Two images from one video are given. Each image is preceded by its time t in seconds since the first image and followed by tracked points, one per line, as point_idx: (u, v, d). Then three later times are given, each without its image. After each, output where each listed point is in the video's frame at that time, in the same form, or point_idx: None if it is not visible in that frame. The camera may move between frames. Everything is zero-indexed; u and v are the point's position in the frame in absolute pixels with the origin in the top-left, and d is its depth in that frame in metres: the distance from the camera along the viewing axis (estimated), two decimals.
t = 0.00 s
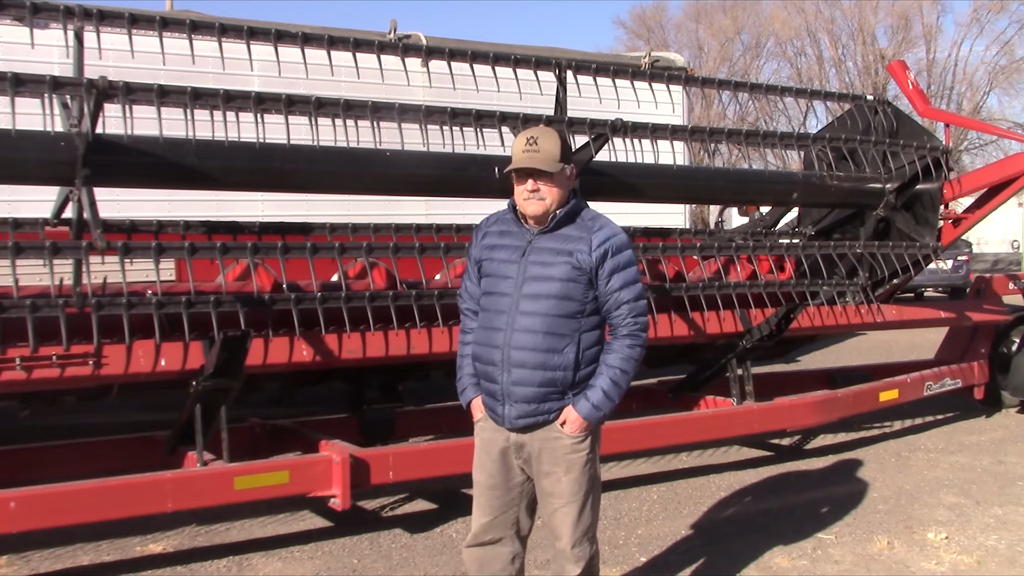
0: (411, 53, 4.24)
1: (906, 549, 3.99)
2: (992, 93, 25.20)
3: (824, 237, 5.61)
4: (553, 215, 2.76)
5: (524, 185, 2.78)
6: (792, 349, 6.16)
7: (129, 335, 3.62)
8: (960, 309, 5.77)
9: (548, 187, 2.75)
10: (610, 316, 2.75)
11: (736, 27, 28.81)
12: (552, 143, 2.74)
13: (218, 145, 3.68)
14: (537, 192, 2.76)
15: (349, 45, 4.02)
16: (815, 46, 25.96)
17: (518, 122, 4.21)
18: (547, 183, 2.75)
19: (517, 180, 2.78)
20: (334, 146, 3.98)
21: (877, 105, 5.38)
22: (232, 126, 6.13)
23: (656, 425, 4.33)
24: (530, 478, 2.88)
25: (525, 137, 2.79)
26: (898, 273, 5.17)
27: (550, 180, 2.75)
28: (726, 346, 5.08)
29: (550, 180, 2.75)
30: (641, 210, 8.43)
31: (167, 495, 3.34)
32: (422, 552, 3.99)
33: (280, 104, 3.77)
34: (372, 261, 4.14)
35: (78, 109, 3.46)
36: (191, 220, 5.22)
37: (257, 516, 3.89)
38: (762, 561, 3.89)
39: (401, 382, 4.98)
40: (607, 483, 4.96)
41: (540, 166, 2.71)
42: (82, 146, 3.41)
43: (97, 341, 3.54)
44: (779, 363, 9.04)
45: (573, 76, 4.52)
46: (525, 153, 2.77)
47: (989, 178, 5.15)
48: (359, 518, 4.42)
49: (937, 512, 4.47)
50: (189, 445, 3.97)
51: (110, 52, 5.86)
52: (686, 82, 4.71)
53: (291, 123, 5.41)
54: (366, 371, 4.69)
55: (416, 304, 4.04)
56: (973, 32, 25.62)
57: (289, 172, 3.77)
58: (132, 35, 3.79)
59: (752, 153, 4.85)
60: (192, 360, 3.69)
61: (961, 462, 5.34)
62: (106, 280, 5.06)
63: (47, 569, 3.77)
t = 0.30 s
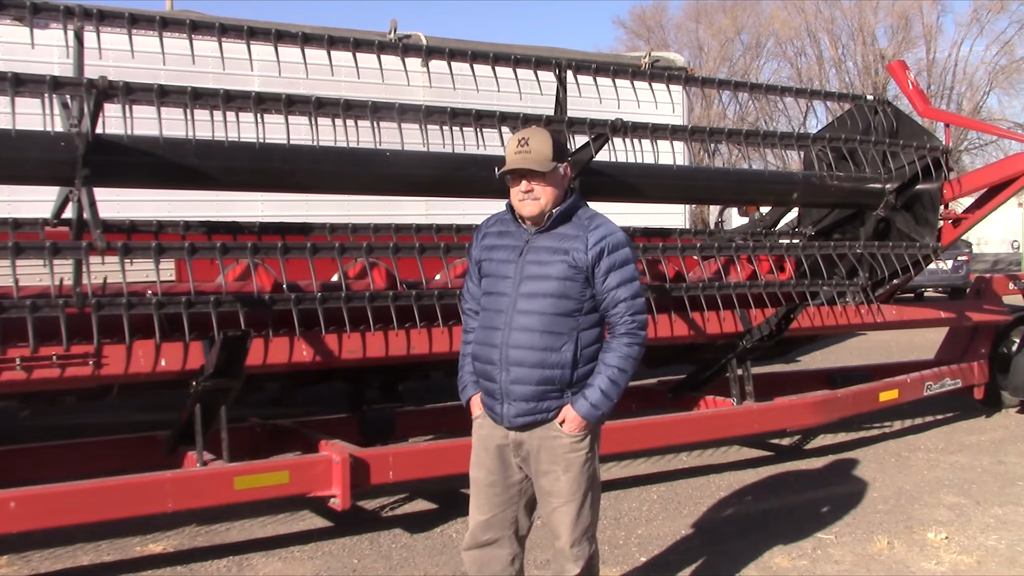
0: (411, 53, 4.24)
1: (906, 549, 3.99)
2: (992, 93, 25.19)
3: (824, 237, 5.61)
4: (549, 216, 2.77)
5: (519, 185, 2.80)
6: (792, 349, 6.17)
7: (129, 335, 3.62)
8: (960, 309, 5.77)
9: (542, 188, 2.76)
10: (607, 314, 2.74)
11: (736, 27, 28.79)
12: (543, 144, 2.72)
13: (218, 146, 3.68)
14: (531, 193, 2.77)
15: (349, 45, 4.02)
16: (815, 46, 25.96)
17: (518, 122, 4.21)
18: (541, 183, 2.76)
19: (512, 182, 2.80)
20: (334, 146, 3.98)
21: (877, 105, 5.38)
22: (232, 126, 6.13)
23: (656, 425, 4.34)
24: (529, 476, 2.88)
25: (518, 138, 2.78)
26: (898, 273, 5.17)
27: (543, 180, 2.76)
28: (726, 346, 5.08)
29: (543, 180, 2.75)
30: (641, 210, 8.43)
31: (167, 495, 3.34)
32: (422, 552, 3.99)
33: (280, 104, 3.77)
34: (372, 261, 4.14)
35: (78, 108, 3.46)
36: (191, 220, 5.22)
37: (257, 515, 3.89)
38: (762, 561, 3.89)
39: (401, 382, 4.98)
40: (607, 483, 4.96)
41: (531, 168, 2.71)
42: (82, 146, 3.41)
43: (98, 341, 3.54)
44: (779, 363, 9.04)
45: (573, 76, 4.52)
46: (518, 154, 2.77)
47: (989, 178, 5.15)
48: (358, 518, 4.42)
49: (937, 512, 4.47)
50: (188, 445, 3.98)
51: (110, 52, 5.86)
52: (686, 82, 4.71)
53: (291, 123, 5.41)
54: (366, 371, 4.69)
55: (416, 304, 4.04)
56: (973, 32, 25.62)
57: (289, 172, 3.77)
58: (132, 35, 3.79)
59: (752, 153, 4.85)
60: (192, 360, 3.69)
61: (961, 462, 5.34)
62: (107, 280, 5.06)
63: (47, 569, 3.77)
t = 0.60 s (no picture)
0: (412, 54, 4.24)
1: (906, 549, 3.98)
2: (992, 93, 25.19)
3: (825, 237, 5.61)
4: (549, 212, 2.76)
5: (516, 184, 2.78)
6: (792, 349, 6.17)
7: (129, 335, 3.62)
8: (960, 309, 5.78)
9: (541, 185, 2.76)
10: (602, 312, 2.75)
11: (736, 27, 28.78)
12: (540, 140, 2.74)
13: (218, 146, 3.68)
14: (529, 191, 2.77)
15: (349, 45, 4.02)
16: (815, 46, 25.96)
17: (518, 122, 4.21)
18: (540, 180, 2.76)
19: (509, 181, 2.78)
20: (334, 146, 3.98)
21: (877, 105, 5.38)
22: (231, 126, 6.13)
23: (656, 425, 4.34)
24: (524, 478, 2.88)
25: (512, 137, 2.77)
26: (897, 273, 5.17)
27: (542, 178, 2.76)
28: (726, 346, 5.08)
29: (541, 178, 2.76)
30: (641, 210, 8.43)
31: (166, 495, 3.34)
32: (422, 552, 3.99)
33: (280, 104, 3.76)
34: (372, 261, 4.13)
35: (78, 109, 3.46)
36: (191, 220, 5.22)
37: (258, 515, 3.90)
38: (762, 561, 3.89)
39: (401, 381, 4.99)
40: (607, 483, 4.96)
41: (532, 164, 2.71)
42: (82, 146, 3.41)
43: (98, 341, 3.54)
44: (779, 363, 9.05)
45: (573, 76, 4.52)
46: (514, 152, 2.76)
47: (989, 179, 5.15)
48: (358, 518, 4.42)
49: (937, 512, 4.47)
50: (188, 445, 3.98)
51: (110, 52, 5.86)
52: (686, 82, 4.71)
53: (291, 123, 5.41)
54: (366, 371, 4.70)
55: (416, 304, 4.05)
56: (973, 32, 25.63)
57: (289, 172, 3.77)
58: (132, 35, 3.79)
59: (752, 153, 4.85)
60: (192, 360, 3.69)
61: (961, 462, 5.34)
62: (106, 280, 5.06)
63: (47, 569, 3.78)
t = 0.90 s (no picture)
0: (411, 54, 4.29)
1: (906, 550, 3.99)
2: (992, 93, 25.20)
3: (825, 237, 5.62)
4: (538, 213, 2.74)
5: (506, 187, 2.80)
6: (792, 349, 6.17)
7: (129, 336, 3.62)
8: (960, 310, 5.80)
9: (530, 184, 2.78)
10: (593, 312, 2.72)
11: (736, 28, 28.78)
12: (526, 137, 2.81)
13: (218, 147, 3.67)
14: (516, 190, 2.79)
15: (349, 46, 4.02)
16: (815, 47, 25.97)
17: (518, 122, 4.21)
18: (528, 179, 2.78)
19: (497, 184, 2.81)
20: (334, 147, 3.98)
21: (877, 107, 5.37)
22: (232, 127, 6.14)
23: (657, 426, 4.34)
24: (517, 476, 2.83)
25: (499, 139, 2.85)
26: (897, 274, 5.18)
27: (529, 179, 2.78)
28: (726, 347, 5.09)
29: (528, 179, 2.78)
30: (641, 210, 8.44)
31: (167, 496, 3.34)
32: (422, 553, 4.00)
33: (280, 105, 3.77)
34: (371, 264, 4.11)
35: (78, 109, 3.45)
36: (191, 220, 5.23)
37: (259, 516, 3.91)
38: (762, 561, 3.89)
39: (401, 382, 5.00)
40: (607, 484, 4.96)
41: (521, 162, 2.77)
42: (82, 147, 3.40)
43: (98, 342, 3.54)
44: (779, 364, 9.06)
45: (573, 77, 4.52)
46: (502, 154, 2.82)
47: (989, 180, 5.15)
48: (359, 519, 4.43)
49: (937, 513, 4.47)
50: (188, 445, 4.00)
51: (110, 52, 5.87)
52: (685, 83, 4.78)
53: (291, 123, 5.42)
54: (366, 372, 4.70)
55: (416, 305, 4.05)
56: (973, 32, 25.63)
57: (289, 173, 3.77)
58: (132, 36, 3.79)
59: (751, 153, 4.81)
60: (193, 361, 3.69)
61: (961, 463, 5.34)
62: (106, 281, 5.06)
63: (47, 569, 3.78)
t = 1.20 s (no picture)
0: (411, 55, 4.37)
1: (905, 552, 3.98)
2: (992, 94, 25.21)
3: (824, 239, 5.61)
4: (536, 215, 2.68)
5: (542, 176, 2.71)
6: (792, 351, 6.17)
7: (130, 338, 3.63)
8: (960, 312, 5.80)
9: (569, 182, 2.69)
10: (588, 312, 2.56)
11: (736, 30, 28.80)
12: (575, 134, 2.71)
13: (218, 148, 3.67)
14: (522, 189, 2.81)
15: (349, 48, 4.03)
16: (815, 49, 25.99)
17: (519, 123, 4.21)
18: (568, 176, 2.69)
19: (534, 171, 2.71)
20: (334, 149, 3.98)
21: (876, 109, 5.36)
22: (232, 128, 6.14)
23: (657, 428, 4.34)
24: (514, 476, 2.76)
25: (547, 126, 2.75)
26: (897, 275, 5.19)
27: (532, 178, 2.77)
28: (726, 348, 5.08)
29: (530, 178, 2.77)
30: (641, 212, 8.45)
31: (167, 498, 3.34)
32: (422, 555, 3.99)
33: (280, 106, 3.77)
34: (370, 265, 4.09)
35: (78, 111, 3.44)
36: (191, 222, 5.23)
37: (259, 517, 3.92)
38: (762, 563, 3.88)
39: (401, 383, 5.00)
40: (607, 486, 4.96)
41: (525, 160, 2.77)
42: (82, 149, 3.40)
43: (99, 345, 3.55)
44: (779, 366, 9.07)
45: (573, 79, 4.52)
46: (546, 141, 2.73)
47: (989, 182, 5.19)
48: (359, 520, 4.42)
49: (937, 514, 4.46)
50: (188, 447, 4.01)
51: (110, 54, 5.88)
52: (686, 85, 4.80)
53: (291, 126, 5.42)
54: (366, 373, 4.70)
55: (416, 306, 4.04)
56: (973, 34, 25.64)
57: (289, 174, 3.77)
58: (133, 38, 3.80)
59: (751, 155, 4.83)
60: (192, 363, 3.68)
61: (961, 465, 5.34)
62: (106, 282, 5.07)
63: (47, 571, 3.78)
